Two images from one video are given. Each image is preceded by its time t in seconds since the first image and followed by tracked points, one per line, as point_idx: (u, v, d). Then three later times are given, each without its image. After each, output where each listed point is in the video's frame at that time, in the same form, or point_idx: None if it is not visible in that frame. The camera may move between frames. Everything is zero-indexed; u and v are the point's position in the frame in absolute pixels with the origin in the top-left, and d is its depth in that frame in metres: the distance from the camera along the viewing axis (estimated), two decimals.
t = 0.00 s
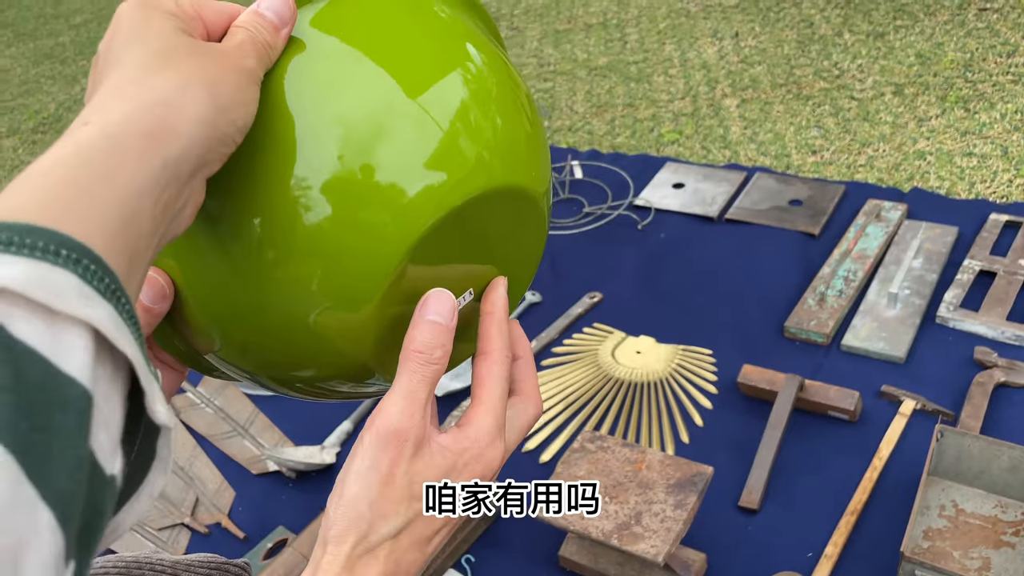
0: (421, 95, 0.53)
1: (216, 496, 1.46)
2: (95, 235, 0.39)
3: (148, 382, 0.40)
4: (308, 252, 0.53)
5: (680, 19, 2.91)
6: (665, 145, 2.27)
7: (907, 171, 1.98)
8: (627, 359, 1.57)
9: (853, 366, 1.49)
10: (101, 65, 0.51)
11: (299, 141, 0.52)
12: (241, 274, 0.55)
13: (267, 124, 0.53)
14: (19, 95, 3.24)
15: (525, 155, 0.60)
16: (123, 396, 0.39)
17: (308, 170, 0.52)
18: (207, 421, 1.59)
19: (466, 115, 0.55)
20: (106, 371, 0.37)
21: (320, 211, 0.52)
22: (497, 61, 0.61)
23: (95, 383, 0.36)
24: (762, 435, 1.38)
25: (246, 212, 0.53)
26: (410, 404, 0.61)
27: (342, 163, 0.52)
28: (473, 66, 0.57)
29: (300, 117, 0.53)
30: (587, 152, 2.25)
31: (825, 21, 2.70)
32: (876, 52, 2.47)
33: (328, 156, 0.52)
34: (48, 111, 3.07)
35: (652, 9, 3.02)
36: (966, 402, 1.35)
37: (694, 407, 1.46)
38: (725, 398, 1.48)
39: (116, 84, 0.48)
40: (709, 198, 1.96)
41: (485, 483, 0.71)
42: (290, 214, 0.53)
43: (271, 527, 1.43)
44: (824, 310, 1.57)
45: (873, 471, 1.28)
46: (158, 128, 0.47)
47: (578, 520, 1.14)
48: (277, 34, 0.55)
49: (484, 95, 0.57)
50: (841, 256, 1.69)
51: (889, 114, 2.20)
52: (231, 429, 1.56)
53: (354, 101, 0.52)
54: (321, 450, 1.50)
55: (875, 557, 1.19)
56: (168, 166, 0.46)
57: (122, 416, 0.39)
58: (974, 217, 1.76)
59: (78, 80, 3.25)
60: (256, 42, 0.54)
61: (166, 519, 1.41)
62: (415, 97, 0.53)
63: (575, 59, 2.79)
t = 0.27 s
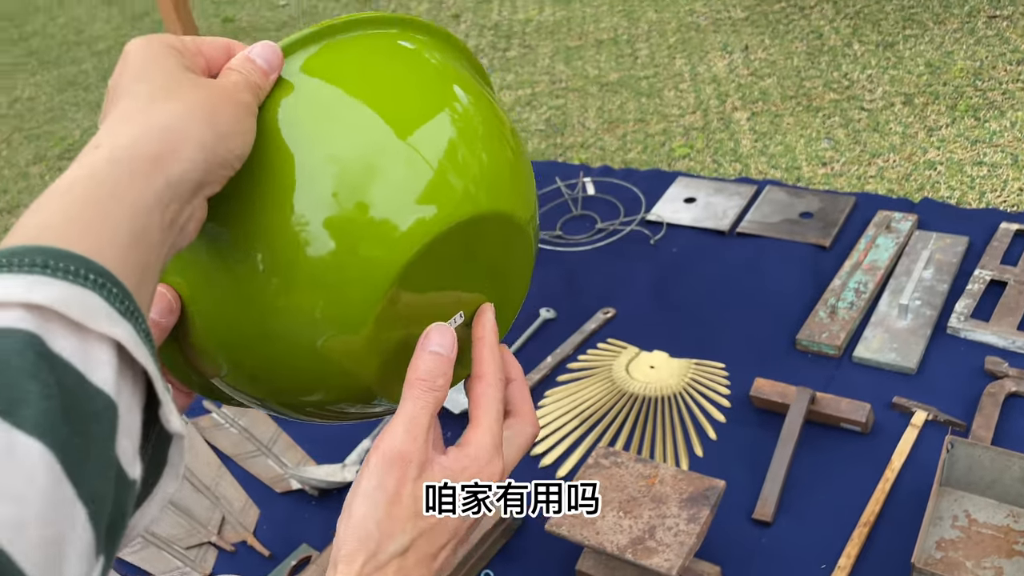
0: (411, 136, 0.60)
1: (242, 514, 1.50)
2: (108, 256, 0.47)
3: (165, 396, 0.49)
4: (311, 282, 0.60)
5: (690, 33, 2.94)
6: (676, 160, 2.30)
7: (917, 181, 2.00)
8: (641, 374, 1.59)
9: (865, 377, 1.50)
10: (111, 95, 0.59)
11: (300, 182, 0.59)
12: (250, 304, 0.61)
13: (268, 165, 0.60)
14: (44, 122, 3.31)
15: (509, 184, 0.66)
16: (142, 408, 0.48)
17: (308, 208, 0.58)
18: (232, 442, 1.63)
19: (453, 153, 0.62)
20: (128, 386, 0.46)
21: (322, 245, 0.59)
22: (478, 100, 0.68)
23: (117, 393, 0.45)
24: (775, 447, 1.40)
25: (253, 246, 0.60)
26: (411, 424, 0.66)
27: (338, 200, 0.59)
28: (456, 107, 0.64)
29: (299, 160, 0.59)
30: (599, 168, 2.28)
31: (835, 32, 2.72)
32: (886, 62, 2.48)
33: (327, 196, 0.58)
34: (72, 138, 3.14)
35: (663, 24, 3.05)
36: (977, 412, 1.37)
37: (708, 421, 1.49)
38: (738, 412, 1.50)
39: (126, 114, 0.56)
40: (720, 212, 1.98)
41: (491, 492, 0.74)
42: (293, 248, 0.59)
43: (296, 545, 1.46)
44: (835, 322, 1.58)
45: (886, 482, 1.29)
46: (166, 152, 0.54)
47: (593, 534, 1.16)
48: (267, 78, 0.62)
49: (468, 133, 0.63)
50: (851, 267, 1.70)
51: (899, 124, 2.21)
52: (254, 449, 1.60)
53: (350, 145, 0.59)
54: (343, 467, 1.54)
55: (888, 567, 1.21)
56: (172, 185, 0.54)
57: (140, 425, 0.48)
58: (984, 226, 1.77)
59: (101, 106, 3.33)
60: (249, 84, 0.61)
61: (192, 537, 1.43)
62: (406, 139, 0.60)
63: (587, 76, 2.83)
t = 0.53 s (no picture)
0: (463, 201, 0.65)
1: (266, 523, 1.52)
2: (180, 275, 0.53)
3: (225, 416, 0.55)
4: (369, 335, 0.64)
5: (705, 41, 2.95)
6: (693, 167, 2.31)
7: (935, 186, 1.99)
8: (659, 381, 1.60)
9: (884, 382, 1.50)
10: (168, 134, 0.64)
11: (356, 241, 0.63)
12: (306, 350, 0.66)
13: (325, 218, 0.65)
14: (69, 139, 3.37)
15: (556, 232, 0.70)
16: (206, 426, 0.54)
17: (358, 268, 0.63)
18: (256, 453, 1.66)
19: (502, 208, 0.67)
20: (195, 404, 0.52)
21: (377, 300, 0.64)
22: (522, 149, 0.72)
23: (186, 409, 0.51)
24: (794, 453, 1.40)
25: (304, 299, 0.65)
26: (479, 465, 0.71)
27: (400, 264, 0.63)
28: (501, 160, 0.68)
29: (352, 218, 0.64)
30: (616, 177, 2.29)
31: (850, 37, 2.72)
32: (902, 67, 2.48)
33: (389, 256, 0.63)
34: (97, 154, 3.20)
35: (677, 32, 3.06)
36: (998, 416, 1.36)
37: (727, 428, 1.49)
38: (757, 418, 1.50)
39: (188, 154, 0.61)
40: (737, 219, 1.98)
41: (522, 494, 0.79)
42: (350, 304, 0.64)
43: (319, 553, 1.48)
44: (853, 328, 1.58)
45: (906, 487, 1.30)
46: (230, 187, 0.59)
47: (613, 540, 1.17)
48: (304, 126, 0.69)
49: (514, 186, 0.68)
50: (869, 273, 1.70)
51: (916, 128, 2.21)
52: (279, 459, 1.63)
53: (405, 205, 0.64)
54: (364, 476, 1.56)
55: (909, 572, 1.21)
56: (232, 220, 0.59)
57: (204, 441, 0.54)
58: (1003, 230, 1.77)
59: (124, 123, 3.39)
60: (290, 129, 0.67)
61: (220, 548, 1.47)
62: (459, 197, 0.65)
63: (602, 85, 2.84)
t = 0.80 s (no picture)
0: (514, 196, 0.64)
1: (281, 530, 1.52)
2: (219, 332, 0.52)
3: (258, 468, 0.53)
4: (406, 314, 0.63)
5: (720, 44, 2.94)
6: (709, 171, 2.29)
7: (956, 188, 1.97)
8: (677, 387, 1.58)
9: (906, 387, 1.48)
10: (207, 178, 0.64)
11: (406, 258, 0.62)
12: (358, 370, 0.64)
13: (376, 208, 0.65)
14: (85, 147, 3.39)
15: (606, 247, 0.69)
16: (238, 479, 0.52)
17: (415, 286, 0.62)
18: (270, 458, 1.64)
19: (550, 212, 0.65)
20: (227, 459, 0.51)
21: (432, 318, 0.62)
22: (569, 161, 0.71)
23: (217, 464, 0.50)
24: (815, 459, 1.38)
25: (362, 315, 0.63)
26: (515, 472, 0.68)
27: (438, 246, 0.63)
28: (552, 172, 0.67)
29: (400, 240, 0.62)
30: (631, 181, 2.28)
31: (867, 39, 2.70)
32: (920, 68, 2.46)
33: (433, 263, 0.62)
34: (113, 162, 3.22)
35: (692, 36, 3.05)
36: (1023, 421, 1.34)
37: (746, 433, 1.47)
38: (777, 423, 1.48)
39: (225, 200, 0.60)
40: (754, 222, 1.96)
41: (544, 492, 0.77)
42: (402, 324, 0.62)
43: (334, 559, 1.47)
44: (874, 332, 1.56)
45: (930, 493, 1.27)
46: (271, 239, 0.59)
47: (631, 547, 1.16)
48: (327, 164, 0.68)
49: (565, 195, 0.66)
50: (890, 276, 1.67)
51: (935, 130, 2.19)
52: (293, 465, 1.62)
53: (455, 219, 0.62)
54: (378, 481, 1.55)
55: None
56: (273, 269, 0.58)
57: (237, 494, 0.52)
58: None
59: (140, 131, 3.41)
60: (316, 169, 0.66)
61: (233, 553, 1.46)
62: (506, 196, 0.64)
63: (616, 89, 2.83)
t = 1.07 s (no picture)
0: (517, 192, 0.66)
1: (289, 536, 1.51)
2: None
3: None
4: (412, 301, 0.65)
5: (730, 49, 2.92)
6: (719, 175, 2.28)
7: (970, 193, 1.95)
8: (688, 393, 1.57)
9: (920, 394, 1.46)
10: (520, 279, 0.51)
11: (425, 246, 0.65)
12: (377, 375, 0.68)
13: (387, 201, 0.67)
14: (96, 152, 3.40)
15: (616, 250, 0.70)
16: None
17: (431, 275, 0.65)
18: (278, 463, 1.63)
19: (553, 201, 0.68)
20: None
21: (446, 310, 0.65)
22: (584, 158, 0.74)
23: None
24: (829, 467, 1.37)
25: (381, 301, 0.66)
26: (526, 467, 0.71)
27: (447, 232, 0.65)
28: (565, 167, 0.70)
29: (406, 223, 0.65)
30: (641, 185, 2.27)
31: (879, 43, 2.68)
32: (933, 72, 2.44)
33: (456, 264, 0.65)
34: (123, 166, 3.23)
35: (702, 40, 3.04)
36: None
37: (757, 440, 1.46)
38: (790, 430, 1.46)
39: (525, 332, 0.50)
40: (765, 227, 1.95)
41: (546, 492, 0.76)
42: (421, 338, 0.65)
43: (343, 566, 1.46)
44: (888, 338, 1.54)
45: (946, 502, 1.25)
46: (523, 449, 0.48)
47: (643, 556, 1.14)
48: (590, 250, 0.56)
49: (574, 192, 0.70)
50: (903, 282, 1.66)
51: (948, 134, 2.17)
52: (301, 470, 1.61)
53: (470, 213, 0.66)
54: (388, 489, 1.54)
55: None
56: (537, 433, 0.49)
57: None
58: None
59: (151, 136, 3.42)
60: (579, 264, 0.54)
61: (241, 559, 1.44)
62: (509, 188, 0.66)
63: (626, 94, 2.82)
